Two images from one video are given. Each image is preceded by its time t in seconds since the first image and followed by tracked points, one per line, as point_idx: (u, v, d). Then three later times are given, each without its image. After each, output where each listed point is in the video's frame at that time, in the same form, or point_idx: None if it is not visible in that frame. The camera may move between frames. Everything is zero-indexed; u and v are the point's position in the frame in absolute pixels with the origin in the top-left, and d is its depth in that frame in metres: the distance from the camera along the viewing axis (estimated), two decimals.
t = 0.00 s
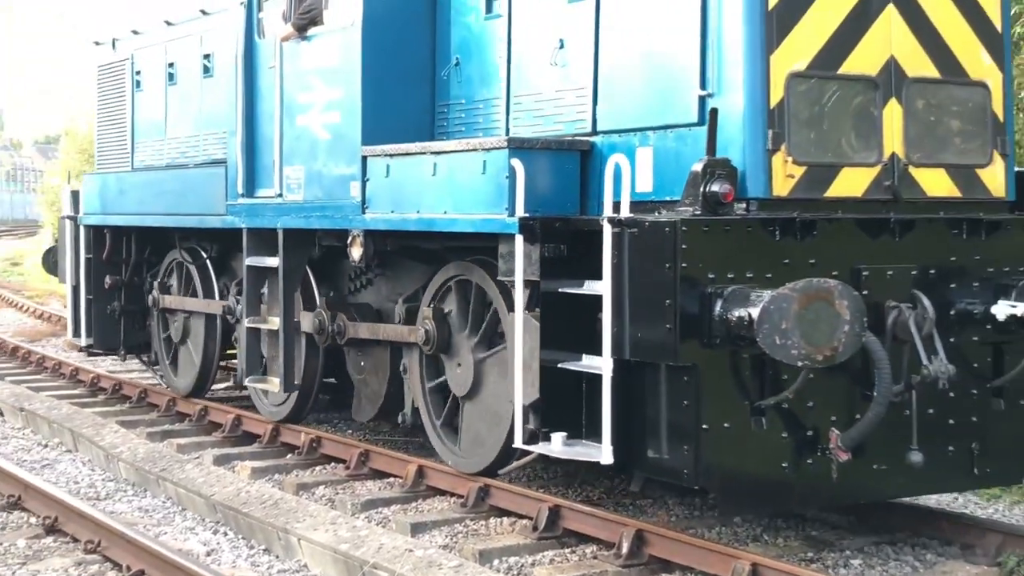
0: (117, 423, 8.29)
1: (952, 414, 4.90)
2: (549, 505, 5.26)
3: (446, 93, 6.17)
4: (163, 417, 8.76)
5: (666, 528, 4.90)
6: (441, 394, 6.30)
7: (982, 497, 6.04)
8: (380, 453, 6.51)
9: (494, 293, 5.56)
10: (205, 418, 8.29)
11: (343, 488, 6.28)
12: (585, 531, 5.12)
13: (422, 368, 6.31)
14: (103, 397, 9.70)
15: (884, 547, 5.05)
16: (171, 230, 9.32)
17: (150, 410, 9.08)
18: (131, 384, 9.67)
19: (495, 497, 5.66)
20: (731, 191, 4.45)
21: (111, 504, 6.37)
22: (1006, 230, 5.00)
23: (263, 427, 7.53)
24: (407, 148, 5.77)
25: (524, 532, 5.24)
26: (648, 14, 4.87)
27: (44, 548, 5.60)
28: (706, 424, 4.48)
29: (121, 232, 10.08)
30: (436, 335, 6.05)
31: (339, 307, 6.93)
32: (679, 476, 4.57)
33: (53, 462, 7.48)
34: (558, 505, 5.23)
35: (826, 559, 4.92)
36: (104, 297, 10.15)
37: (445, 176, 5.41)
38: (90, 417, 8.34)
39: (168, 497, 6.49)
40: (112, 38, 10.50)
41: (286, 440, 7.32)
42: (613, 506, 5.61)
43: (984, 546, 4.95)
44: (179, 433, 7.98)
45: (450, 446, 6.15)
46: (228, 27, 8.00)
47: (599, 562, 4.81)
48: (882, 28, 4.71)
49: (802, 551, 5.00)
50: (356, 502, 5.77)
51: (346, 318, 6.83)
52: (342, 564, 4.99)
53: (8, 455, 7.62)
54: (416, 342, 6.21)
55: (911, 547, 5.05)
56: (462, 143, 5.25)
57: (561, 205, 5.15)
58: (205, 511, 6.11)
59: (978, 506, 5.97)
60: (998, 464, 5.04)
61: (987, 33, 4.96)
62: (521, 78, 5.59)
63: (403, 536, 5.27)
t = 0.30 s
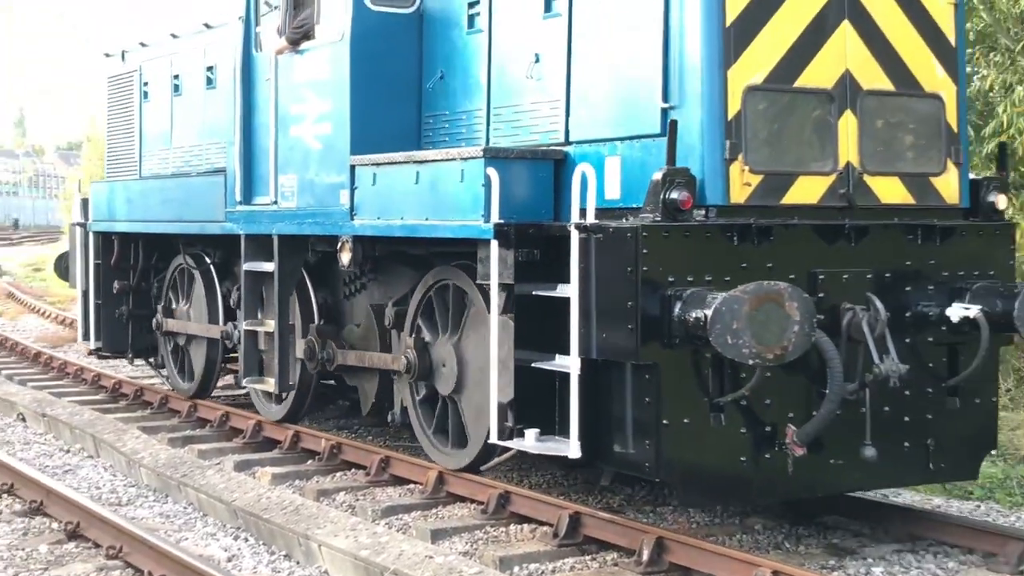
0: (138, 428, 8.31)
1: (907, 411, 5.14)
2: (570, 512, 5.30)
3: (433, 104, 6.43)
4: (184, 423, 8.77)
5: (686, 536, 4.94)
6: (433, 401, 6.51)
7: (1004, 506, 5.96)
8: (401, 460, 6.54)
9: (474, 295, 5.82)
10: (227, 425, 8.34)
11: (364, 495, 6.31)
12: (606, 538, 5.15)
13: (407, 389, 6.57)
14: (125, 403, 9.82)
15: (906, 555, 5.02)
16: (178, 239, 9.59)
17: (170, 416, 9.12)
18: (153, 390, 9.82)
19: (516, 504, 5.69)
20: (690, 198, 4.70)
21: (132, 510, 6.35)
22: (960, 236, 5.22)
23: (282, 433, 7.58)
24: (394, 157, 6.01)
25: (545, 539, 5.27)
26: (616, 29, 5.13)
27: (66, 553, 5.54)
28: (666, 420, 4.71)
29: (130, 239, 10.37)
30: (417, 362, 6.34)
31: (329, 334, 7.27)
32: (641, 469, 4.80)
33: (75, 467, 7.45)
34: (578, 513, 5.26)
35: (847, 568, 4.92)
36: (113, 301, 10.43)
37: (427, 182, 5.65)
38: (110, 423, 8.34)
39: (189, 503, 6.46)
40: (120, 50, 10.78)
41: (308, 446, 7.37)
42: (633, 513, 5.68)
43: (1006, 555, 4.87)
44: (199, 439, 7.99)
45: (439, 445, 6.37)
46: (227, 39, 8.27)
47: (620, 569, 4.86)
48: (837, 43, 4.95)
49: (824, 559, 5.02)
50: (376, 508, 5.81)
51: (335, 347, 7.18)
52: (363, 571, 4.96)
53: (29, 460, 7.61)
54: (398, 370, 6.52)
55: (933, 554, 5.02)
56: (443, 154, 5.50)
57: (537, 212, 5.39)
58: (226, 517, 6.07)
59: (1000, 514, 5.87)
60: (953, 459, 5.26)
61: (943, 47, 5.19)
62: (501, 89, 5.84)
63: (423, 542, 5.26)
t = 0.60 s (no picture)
0: (160, 434, 8.34)
1: (864, 408, 5.36)
2: (590, 518, 5.28)
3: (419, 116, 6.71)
4: (206, 429, 8.73)
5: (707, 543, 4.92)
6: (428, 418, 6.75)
7: None
8: (421, 466, 6.49)
9: (454, 299, 6.12)
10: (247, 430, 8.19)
11: (384, 501, 6.26)
12: (626, 545, 5.13)
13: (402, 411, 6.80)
14: (146, 408, 9.85)
15: (929, 563, 5.05)
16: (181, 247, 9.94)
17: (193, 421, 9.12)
18: (173, 397, 9.83)
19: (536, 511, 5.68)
20: (651, 206, 4.96)
21: (154, 515, 6.41)
22: (915, 241, 5.46)
23: (305, 441, 7.63)
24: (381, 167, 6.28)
25: (565, 545, 5.26)
26: (586, 45, 5.40)
27: (88, 559, 5.64)
28: (628, 416, 4.97)
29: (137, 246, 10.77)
30: (408, 393, 6.59)
31: (326, 362, 7.46)
32: (606, 462, 5.05)
33: (97, 473, 7.54)
34: (598, 519, 5.24)
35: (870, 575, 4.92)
36: (121, 306, 10.82)
37: (412, 190, 5.92)
38: (133, 429, 8.41)
39: (210, 509, 6.50)
40: (129, 64, 11.15)
41: (329, 452, 7.41)
42: (654, 520, 5.71)
43: None
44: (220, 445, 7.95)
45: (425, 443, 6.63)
46: (227, 53, 8.59)
47: None
48: (794, 59, 5.20)
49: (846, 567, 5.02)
50: (396, 515, 5.80)
51: (332, 376, 7.38)
52: None
53: (51, 466, 7.71)
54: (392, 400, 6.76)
55: (956, 562, 5.05)
56: (424, 165, 5.78)
57: (514, 219, 5.66)
58: (247, 523, 6.10)
59: None
60: (909, 457, 5.48)
61: (898, 61, 5.44)
62: (482, 102, 6.11)
63: (443, 549, 5.30)
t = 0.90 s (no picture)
0: (182, 441, 8.38)
1: (825, 407, 5.62)
2: (612, 527, 5.30)
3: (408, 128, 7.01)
4: (228, 435, 8.72)
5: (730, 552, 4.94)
6: (426, 426, 6.93)
7: None
8: (443, 473, 6.52)
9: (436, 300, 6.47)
10: (271, 437, 8.36)
11: (406, 508, 6.29)
12: (649, 553, 5.15)
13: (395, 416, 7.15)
14: (167, 416, 9.91)
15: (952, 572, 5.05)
16: (188, 256, 10.27)
17: (215, 429, 9.12)
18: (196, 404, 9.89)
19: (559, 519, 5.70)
20: (617, 214, 5.21)
21: (178, 521, 6.43)
22: (873, 247, 5.73)
23: (328, 446, 7.67)
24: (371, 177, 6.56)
25: (587, 554, 5.27)
26: (558, 61, 5.70)
27: (111, 565, 5.67)
28: (596, 413, 5.24)
29: (145, 253, 11.20)
30: (409, 406, 6.77)
31: (331, 377, 7.61)
32: (575, 457, 5.31)
33: (120, 479, 7.61)
34: (620, 527, 5.27)
35: None
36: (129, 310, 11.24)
37: (401, 197, 6.21)
38: (156, 435, 8.48)
39: (232, 515, 6.53)
40: (138, 76, 11.53)
41: (350, 459, 7.45)
42: (677, 529, 5.77)
43: None
44: (242, 451, 8.10)
45: (415, 441, 6.96)
46: (228, 66, 8.93)
47: None
48: (755, 75, 5.48)
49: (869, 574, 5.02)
50: (419, 522, 5.83)
51: (337, 390, 7.53)
52: None
53: (75, 472, 7.79)
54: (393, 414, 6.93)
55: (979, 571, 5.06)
56: (408, 175, 6.09)
57: (493, 227, 5.95)
58: (269, 529, 6.11)
59: None
60: (867, 454, 5.74)
61: (857, 75, 5.71)
62: (465, 114, 6.40)
63: (466, 557, 5.28)
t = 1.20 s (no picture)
0: (207, 447, 8.44)
1: (790, 406, 5.91)
2: (638, 535, 5.38)
3: (400, 141, 7.35)
4: (253, 442, 8.71)
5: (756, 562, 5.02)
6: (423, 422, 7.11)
7: None
8: (468, 481, 6.57)
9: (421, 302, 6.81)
10: (295, 444, 8.40)
11: (431, 516, 6.35)
12: (674, 562, 5.23)
13: (386, 412, 7.53)
14: (192, 422, 9.91)
15: None
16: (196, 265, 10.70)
17: (239, 435, 9.10)
18: (221, 410, 9.90)
19: (583, 527, 5.77)
20: (587, 223, 5.50)
21: (203, 528, 6.54)
22: (835, 254, 6.02)
23: (352, 453, 7.68)
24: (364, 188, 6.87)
25: (612, 562, 5.35)
26: (533, 78, 6.01)
27: (138, 571, 5.75)
28: (567, 411, 5.53)
29: (157, 260, 11.62)
30: (413, 397, 6.85)
31: (338, 369, 7.83)
32: (548, 452, 5.61)
33: (146, 486, 7.70)
34: (645, 535, 5.35)
35: None
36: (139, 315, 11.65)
37: (391, 207, 6.51)
38: (182, 442, 8.56)
39: (258, 522, 6.59)
40: (150, 89, 11.95)
41: (375, 466, 7.43)
42: (703, 538, 5.89)
43: None
44: (268, 458, 8.15)
45: (400, 437, 7.33)
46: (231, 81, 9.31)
47: None
48: (721, 90, 5.77)
49: None
50: (443, 530, 5.89)
51: (345, 380, 7.73)
52: None
53: (102, 479, 7.88)
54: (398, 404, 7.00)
55: None
56: (395, 186, 6.42)
57: (478, 236, 6.23)
58: (295, 536, 6.15)
59: None
60: (830, 450, 6.02)
61: (820, 91, 6.01)
62: (451, 128, 6.72)
63: (491, 564, 5.33)
